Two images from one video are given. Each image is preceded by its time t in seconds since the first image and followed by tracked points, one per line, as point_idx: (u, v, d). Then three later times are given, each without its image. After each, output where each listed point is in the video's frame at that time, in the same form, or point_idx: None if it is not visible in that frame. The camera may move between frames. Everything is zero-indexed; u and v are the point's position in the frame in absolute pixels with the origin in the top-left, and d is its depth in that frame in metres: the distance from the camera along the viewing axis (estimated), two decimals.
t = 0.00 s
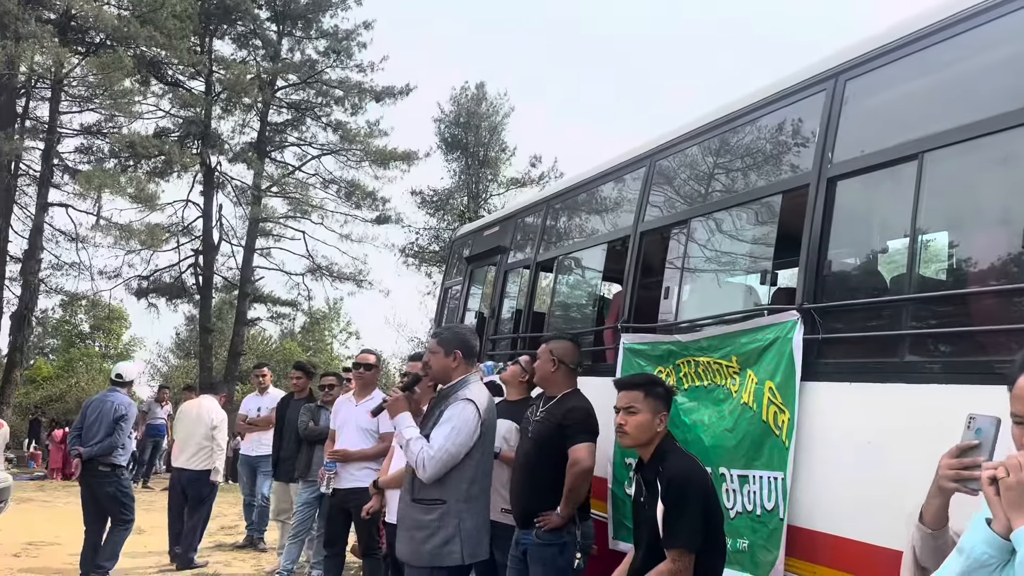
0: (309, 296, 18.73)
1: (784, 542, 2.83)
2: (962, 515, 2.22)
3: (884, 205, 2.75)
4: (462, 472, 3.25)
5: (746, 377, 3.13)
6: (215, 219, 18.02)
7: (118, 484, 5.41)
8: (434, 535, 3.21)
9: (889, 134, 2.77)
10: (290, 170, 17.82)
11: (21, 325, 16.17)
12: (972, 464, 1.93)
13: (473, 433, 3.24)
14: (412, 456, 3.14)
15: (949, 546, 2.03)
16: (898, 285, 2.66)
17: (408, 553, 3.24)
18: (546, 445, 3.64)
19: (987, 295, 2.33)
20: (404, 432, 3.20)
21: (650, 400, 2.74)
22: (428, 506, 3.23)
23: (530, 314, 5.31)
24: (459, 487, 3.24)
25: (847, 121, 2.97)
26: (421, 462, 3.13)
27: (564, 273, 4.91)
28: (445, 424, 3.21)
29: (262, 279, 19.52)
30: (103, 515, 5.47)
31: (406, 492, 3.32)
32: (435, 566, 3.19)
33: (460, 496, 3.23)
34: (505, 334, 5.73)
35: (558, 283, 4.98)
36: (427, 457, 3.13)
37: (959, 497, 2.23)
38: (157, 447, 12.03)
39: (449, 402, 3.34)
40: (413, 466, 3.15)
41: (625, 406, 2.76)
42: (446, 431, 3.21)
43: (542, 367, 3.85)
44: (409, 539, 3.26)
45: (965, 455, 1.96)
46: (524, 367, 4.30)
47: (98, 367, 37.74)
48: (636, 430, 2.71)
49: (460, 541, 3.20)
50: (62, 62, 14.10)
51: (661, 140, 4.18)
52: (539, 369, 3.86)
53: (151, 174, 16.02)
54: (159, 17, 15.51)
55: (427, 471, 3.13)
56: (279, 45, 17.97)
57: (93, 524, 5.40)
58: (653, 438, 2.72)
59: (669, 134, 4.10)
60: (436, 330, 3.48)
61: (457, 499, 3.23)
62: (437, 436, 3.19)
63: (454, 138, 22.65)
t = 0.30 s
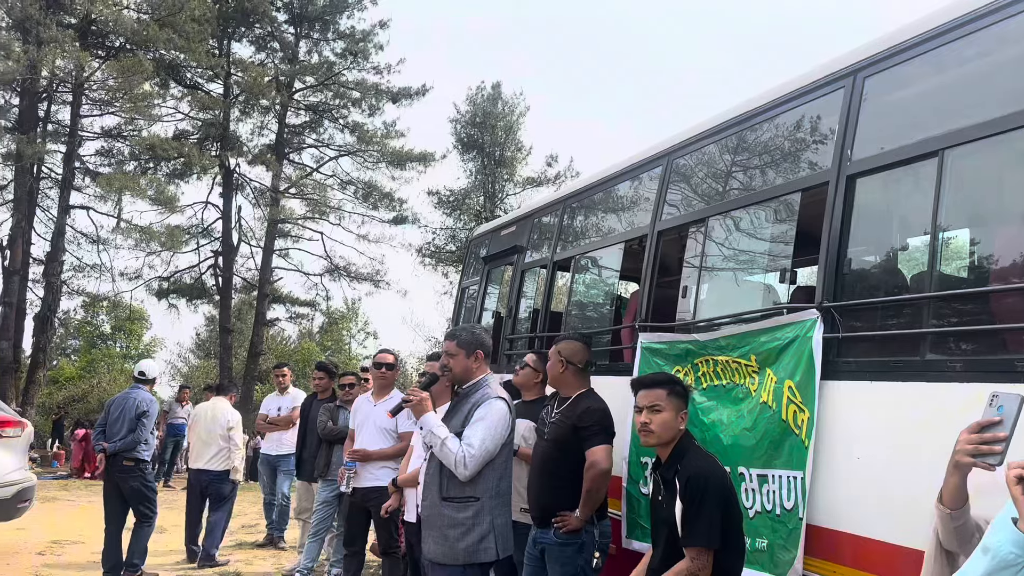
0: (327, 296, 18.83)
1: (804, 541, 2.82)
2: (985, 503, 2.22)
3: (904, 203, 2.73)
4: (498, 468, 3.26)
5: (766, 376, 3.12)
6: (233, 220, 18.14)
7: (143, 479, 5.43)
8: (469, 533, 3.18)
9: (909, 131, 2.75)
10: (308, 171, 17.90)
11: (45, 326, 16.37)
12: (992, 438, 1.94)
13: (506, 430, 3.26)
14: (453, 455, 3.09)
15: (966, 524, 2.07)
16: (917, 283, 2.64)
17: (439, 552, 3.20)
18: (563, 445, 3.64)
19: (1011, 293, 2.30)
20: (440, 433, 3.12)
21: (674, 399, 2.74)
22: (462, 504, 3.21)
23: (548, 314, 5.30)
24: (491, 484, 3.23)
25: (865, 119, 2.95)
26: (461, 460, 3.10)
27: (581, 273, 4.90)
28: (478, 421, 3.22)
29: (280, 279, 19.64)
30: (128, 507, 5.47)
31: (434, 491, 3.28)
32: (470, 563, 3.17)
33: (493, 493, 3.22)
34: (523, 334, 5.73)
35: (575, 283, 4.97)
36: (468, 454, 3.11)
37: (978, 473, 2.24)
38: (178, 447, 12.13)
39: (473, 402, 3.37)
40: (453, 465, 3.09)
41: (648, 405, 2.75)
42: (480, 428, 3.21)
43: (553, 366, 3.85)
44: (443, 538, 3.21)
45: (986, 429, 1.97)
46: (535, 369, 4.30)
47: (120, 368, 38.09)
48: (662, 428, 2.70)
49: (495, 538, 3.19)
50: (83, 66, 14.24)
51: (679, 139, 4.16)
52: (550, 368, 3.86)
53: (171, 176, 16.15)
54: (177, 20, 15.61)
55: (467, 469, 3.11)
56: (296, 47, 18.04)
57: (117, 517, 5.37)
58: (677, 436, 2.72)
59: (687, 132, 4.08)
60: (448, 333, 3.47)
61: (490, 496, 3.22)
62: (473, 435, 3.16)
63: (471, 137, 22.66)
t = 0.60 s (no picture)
0: (347, 298, 18.93)
1: (826, 543, 2.80)
2: (1011, 497, 2.20)
3: (927, 201, 2.71)
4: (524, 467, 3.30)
5: (787, 376, 3.11)
6: (253, 223, 18.26)
7: (170, 482, 5.46)
8: (501, 533, 3.19)
9: (930, 129, 2.73)
10: (328, 174, 17.99)
11: (69, 329, 16.55)
12: (1015, 428, 1.83)
13: (531, 429, 3.30)
14: (488, 456, 3.10)
15: (992, 516, 2.05)
16: (940, 282, 2.63)
17: (472, 553, 3.18)
18: (580, 446, 3.64)
19: None
20: (471, 435, 3.10)
21: (694, 401, 2.74)
22: (493, 504, 3.21)
23: (567, 314, 5.30)
24: (520, 483, 3.26)
25: (886, 117, 2.94)
26: (496, 461, 3.11)
27: (601, 273, 4.90)
28: (505, 421, 3.24)
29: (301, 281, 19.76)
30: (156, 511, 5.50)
31: (463, 493, 3.24)
32: (502, 562, 3.18)
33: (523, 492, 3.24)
34: (542, 335, 5.73)
35: (595, 283, 4.96)
36: (502, 454, 3.13)
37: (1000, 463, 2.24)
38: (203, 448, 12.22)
39: (491, 403, 3.39)
40: (488, 466, 3.10)
41: (669, 406, 2.75)
42: (508, 428, 3.24)
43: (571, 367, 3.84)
44: (475, 539, 3.19)
45: (1008, 418, 1.86)
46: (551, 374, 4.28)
47: (144, 370, 38.47)
48: (685, 428, 2.70)
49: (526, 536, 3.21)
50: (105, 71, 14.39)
51: (698, 138, 4.16)
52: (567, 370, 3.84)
53: (192, 179, 16.29)
54: (198, 24, 15.71)
55: (502, 468, 3.13)
56: (315, 50, 18.14)
57: (144, 519, 5.40)
58: (699, 437, 2.72)
59: (706, 131, 4.07)
60: (459, 335, 3.44)
61: (519, 495, 3.25)
62: (504, 436, 3.19)
63: (491, 138, 22.70)
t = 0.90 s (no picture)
0: (370, 301, 19.03)
1: (847, 547, 2.78)
2: None
3: (951, 201, 2.69)
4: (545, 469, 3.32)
5: (809, 377, 3.09)
6: (276, 228, 18.40)
7: (199, 483, 5.49)
8: (528, 534, 3.21)
9: (954, 128, 2.71)
10: (350, 178, 18.08)
11: (95, 332, 16.75)
12: None
13: (553, 428, 3.33)
14: (517, 458, 3.12)
15: (1021, 528, 2.04)
16: (964, 283, 2.61)
17: (500, 555, 3.18)
18: (598, 448, 3.65)
19: None
20: (498, 439, 3.11)
21: (715, 403, 2.74)
22: (519, 505, 3.23)
23: (588, 316, 5.30)
24: (545, 485, 3.27)
25: (910, 117, 2.92)
26: (525, 463, 3.14)
27: (622, 275, 4.89)
28: (530, 423, 3.26)
29: (323, 285, 19.88)
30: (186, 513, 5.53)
31: (489, 495, 3.25)
32: (530, 563, 3.20)
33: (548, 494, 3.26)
34: (563, 338, 5.74)
35: (616, 285, 4.96)
36: (530, 456, 3.16)
37: None
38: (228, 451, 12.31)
39: (511, 404, 3.40)
40: (517, 468, 3.12)
41: (690, 409, 2.74)
42: (532, 430, 3.25)
43: (603, 372, 3.79)
44: (503, 541, 3.19)
45: None
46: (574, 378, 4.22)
47: (170, 373, 38.86)
48: (707, 430, 2.70)
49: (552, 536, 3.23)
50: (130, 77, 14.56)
51: (719, 138, 4.15)
52: (599, 376, 3.78)
53: (217, 184, 16.45)
54: (221, 30, 15.84)
55: (529, 469, 3.15)
56: (337, 55, 18.26)
57: (169, 520, 5.45)
58: (721, 440, 2.71)
59: (727, 132, 4.07)
60: (477, 339, 3.43)
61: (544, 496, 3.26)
62: (530, 437, 3.21)
63: (511, 141, 22.72)
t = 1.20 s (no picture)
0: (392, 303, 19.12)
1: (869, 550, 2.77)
2: None
3: (977, 201, 2.66)
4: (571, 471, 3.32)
5: (833, 380, 3.06)
6: (300, 232, 18.54)
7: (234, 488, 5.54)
8: (553, 536, 3.21)
9: (978, 129, 2.68)
10: (373, 182, 18.18)
11: (123, 336, 16.95)
12: None
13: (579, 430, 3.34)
14: (547, 462, 3.13)
15: None
16: (992, 284, 2.59)
17: (526, 556, 3.18)
18: (620, 449, 3.64)
19: None
20: (528, 443, 3.13)
21: (740, 405, 2.72)
22: (545, 507, 3.23)
23: (610, 319, 5.30)
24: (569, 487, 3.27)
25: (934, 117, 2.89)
26: (555, 466, 3.15)
27: (645, 277, 4.87)
28: (556, 426, 3.27)
29: (347, 288, 20.00)
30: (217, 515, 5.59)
31: (515, 496, 3.25)
32: (556, 564, 3.20)
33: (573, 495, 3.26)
34: (585, 341, 5.73)
35: (638, 288, 4.94)
36: (559, 459, 3.17)
37: None
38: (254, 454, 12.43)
39: (536, 406, 3.40)
40: (547, 471, 3.14)
41: (714, 412, 2.72)
42: (559, 432, 3.27)
43: (622, 378, 3.77)
44: (529, 543, 3.20)
45: None
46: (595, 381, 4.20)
47: (197, 376, 39.26)
48: (733, 433, 2.69)
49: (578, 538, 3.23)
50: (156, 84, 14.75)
51: (742, 140, 4.14)
52: (617, 382, 3.76)
53: (243, 189, 16.62)
54: (245, 37, 15.98)
55: (559, 472, 3.17)
56: (359, 60, 18.37)
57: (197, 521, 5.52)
58: (746, 443, 2.69)
59: (750, 133, 4.05)
60: (501, 342, 3.43)
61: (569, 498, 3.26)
62: (558, 440, 3.22)
63: (533, 144, 22.71)
